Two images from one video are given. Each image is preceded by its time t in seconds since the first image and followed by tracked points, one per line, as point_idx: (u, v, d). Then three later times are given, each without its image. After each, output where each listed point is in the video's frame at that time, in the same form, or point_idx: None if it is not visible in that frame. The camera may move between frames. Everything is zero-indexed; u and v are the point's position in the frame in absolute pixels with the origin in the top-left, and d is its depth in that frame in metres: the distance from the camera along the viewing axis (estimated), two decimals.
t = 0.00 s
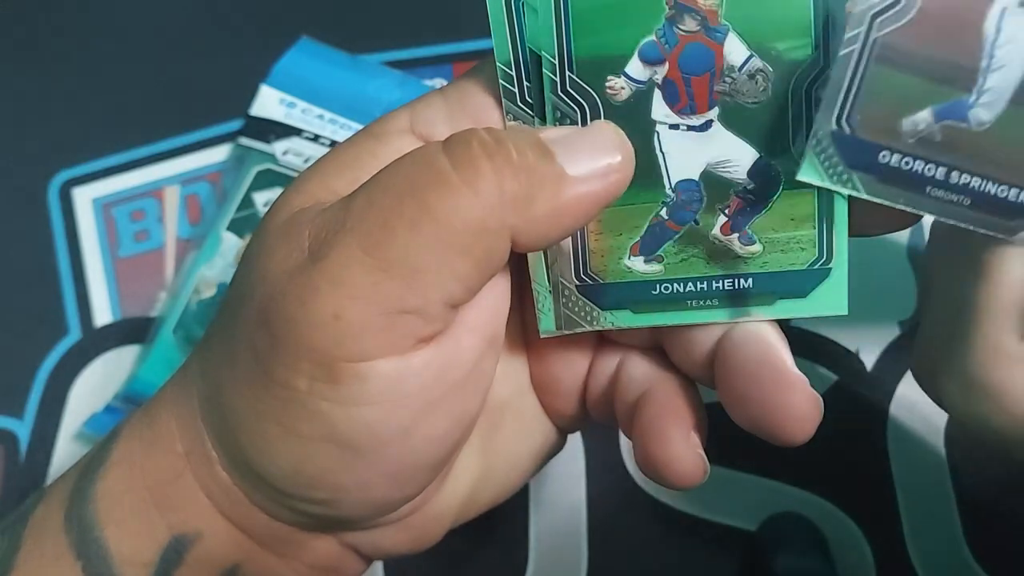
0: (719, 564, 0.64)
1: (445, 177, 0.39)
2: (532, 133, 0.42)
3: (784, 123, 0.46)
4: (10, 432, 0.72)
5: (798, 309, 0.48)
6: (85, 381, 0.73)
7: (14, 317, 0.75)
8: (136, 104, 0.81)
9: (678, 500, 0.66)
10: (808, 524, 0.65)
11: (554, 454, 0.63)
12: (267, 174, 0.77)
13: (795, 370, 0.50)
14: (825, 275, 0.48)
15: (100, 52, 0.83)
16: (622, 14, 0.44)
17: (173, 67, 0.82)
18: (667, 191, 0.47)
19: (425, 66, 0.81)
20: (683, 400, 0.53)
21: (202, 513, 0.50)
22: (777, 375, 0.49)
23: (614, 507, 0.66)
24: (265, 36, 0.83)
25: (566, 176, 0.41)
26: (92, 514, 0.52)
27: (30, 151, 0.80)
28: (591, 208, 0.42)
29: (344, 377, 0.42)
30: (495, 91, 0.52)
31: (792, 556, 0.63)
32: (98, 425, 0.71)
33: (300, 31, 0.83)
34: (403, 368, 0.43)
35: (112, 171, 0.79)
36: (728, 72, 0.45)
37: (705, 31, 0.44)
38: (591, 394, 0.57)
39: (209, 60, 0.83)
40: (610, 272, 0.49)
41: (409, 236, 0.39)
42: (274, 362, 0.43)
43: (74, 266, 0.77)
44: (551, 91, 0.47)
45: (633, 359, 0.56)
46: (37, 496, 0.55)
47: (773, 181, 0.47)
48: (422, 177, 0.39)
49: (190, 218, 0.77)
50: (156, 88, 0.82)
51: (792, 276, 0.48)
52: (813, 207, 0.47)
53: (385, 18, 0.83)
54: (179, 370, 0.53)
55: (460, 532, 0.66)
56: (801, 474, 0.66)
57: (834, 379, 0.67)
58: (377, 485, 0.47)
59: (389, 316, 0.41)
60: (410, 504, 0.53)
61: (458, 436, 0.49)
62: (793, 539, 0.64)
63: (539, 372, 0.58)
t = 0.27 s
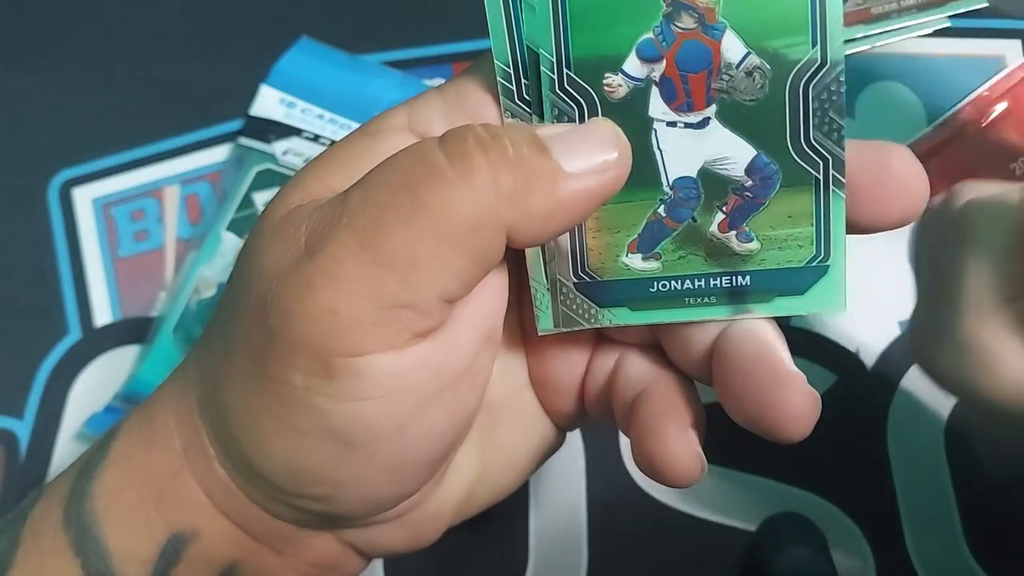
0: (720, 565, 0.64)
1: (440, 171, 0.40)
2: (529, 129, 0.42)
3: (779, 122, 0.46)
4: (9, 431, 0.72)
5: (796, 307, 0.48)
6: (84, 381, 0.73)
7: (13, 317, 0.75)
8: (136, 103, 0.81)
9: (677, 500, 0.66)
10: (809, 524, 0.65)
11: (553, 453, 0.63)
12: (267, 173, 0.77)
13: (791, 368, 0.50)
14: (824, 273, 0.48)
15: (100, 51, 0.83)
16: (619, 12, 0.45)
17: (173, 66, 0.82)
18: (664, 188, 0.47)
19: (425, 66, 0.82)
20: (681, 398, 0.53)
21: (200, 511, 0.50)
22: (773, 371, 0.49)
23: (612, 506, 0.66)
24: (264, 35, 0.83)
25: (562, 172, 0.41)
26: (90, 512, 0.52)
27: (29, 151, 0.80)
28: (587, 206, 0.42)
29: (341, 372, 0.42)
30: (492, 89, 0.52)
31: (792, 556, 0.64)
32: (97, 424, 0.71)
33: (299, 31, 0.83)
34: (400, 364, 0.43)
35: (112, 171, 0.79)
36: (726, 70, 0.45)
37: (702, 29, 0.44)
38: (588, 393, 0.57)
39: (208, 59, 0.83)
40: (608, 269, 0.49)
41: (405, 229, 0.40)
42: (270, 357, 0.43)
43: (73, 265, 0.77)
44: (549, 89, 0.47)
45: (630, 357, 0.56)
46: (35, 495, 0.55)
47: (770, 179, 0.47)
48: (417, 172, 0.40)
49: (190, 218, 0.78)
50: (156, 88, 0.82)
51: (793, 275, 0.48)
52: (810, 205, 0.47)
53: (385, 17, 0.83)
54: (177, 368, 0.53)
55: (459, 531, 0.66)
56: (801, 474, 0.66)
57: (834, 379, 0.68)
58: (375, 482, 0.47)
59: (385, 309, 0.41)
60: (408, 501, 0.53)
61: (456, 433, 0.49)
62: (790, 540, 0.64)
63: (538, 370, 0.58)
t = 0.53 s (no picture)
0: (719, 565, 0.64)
1: (438, 167, 0.40)
2: (527, 127, 0.42)
3: (777, 120, 0.46)
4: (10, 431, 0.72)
5: (793, 305, 0.49)
6: (84, 381, 0.73)
7: (13, 317, 0.75)
8: (136, 103, 0.81)
9: (676, 500, 0.66)
10: (808, 524, 0.64)
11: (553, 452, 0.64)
12: (267, 174, 0.78)
13: (789, 364, 0.50)
14: (821, 271, 0.48)
15: (100, 51, 0.83)
16: (617, 11, 0.45)
17: (173, 66, 0.83)
18: (663, 186, 0.47)
19: (425, 65, 0.82)
20: (679, 396, 0.53)
21: (200, 509, 0.50)
22: (771, 369, 0.49)
23: (611, 505, 0.66)
24: (264, 35, 0.83)
25: (559, 168, 0.41)
26: (89, 511, 0.52)
27: (29, 151, 0.80)
28: (584, 201, 0.42)
29: (340, 369, 0.42)
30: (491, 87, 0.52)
31: (792, 558, 0.62)
32: (97, 424, 0.71)
33: (299, 30, 0.83)
34: (398, 360, 0.43)
35: (112, 171, 0.79)
36: (724, 68, 0.45)
37: (700, 27, 0.44)
38: (587, 391, 0.57)
39: (208, 59, 0.83)
40: (607, 267, 0.49)
41: (403, 225, 0.40)
42: (268, 355, 0.43)
43: (73, 265, 0.77)
44: (548, 87, 0.47)
45: (629, 355, 0.56)
46: (35, 495, 0.55)
47: (768, 177, 0.47)
48: (415, 169, 0.40)
49: (190, 218, 0.78)
50: (156, 87, 0.82)
51: (790, 273, 0.48)
52: (807, 203, 0.47)
53: (385, 17, 0.83)
54: (176, 367, 0.53)
55: (458, 530, 0.66)
56: (800, 473, 0.66)
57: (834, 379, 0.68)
58: (374, 479, 0.47)
59: (383, 306, 0.41)
60: (407, 500, 0.53)
61: (455, 431, 0.49)
62: (788, 540, 0.63)
63: (536, 369, 0.58)
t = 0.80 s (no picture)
0: (721, 566, 0.64)
1: (442, 170, 0.40)
2: (531, 131, 0.42)
3: (779, 123, 0.46)
4: (10, 432, 0.72)
5: (796, 308, 0.48)
6: (85, 381, 0.73)
7: (14, 318, 0.75)
8: (136, 104, 0.81)
9: (676, 500, 0.66)
10: (810, 525, 0.64)
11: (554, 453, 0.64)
12: (266, 173, 0.77)
13: (791, 367, 0.50)
14: (824, 274, 0.47)
15: (100, 52, 0.83)
16: (621, 15, 0.45)
17: (173, 67, 0.82)
18: (665, 190, 0.48)
19: (425, 66, 0.82)
20: (681, 400, 0.53)
21: (202, 511, 0.50)
22: (773, 372, 0.49)
23: (613, 506, 0.66)
24: (265, 36, 0.83)
25: (563, 171, 0.41)
26: (91, 513, 0.52)
27: (30, 152, 0.80)
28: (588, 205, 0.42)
29: (343, 371, 0.42)
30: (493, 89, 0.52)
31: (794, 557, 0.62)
32: (98, 424, 0.71)
33: (300, 31, 0.83)
34: (401, 363, 0.43)
35: (112, 171, 0.79)
36: (727, 72, 0.45)
37: (704, 31, 0.44)
38: (589, 393, 0.57)
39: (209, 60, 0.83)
40: (609, 270, 0.49)
41: (407, 227, 0.40)
42: (271, 357, 0.43)
43: (74, 266, 0.77)
44: (551, 90, 0.47)
45: (631, 358, 0.56)
46: (37, 496, 0.55)
47: (770, 181, 0.47)
48: (419, 172, 0.40)
49: (190, 219, 0.78)
50: (156, 88, 0.82)
51: (793, 276, 0.48)
52: (809, 206, 0.47)
53: (385, 18, 0.83)
54: (179, 369, 0.53)
55: (460, 531, 0.66)
56: (801, 474, 0.66)
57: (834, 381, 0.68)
58: (376, 481, 0.47)
59: (386, 309, 0.41)
60: (410, 501, 0.53)
61: (457, 433, 0.49)
62: (794, 535, 0.63)
63: (538, 371, 0.58)
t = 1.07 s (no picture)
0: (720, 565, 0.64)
1: (438, 167, 0.40)
2: (526, 127, 0.42)
3: (775, 121, 0.46)
4: (10, 431, 0.72)
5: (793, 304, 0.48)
6: (84, 381, 0.73)
7: (14, 318, 0.75)
8: (136, 104, 0.81)
9: (674, 500, 0.66)
10: (809, 524, 0.64)
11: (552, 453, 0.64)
12: (266, 173, 0.77)
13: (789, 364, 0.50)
14: (821, 270, 0.48)
15: (100, 51, 0.83)
16: (617, 12, 0.45)
17: (173, 66, 0.83)
18: (661, 186, 0.48)
19: (425, 66, 0.82)
20: (678, 398, 0.53)
21: (199, 510, 0.50)
22: (771, 370, 0.49)
23: (611, 506, 0.66)
24: (265, 35, 0.83)
25: (559, 168, 0.41)
26: (89, 512, 0.52)
27: (30, 151, 0.80)
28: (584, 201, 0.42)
29: (340, 369, 0.42)
30: (490, 87, 0.52)
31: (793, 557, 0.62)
32: (97, 424, 0.71)
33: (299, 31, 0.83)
34: (398, 360, 0.43)
35: (112, 171, 0.79)
36: (722, 69, 0.45)
37: (699, 28, 0.45)
38: (587, 391, 0.57)
39: (208, 60, 0.83)
40: (606, 267, 0.49)
41: (403, 225, 0.40)
42: (267, 354, 0.43)
43: (74, 265, 0.77)
44: (547, 88, 0.47)
45: (628, 356, 0.56)
46: (35, 495, 0.55)
47: (767, 177, 0.47)
48: (416, 171, 0.40)
49: (190, 218, 0.78)
50: (156, 88, 0.82)
51: (790, 273, 0.48)
52: (806, 203, 0.47)
53: (385, 17, 0.83)
54: (176, 368, 0.53)
55: (458, 530, 0.66)
56: (799, 474, 0.66)
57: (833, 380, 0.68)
58: (373, 480, 0.47)
59: (382, 306, 0.41)
60: (408, 500, 0.53)
61: (455, 431, 0.49)
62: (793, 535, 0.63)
63: (536, 369, 0.58)
